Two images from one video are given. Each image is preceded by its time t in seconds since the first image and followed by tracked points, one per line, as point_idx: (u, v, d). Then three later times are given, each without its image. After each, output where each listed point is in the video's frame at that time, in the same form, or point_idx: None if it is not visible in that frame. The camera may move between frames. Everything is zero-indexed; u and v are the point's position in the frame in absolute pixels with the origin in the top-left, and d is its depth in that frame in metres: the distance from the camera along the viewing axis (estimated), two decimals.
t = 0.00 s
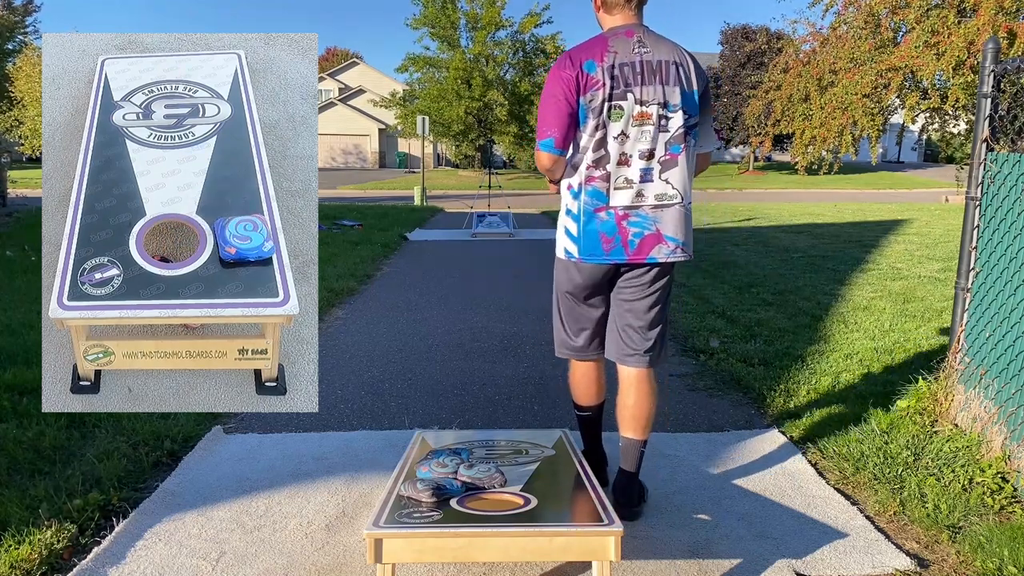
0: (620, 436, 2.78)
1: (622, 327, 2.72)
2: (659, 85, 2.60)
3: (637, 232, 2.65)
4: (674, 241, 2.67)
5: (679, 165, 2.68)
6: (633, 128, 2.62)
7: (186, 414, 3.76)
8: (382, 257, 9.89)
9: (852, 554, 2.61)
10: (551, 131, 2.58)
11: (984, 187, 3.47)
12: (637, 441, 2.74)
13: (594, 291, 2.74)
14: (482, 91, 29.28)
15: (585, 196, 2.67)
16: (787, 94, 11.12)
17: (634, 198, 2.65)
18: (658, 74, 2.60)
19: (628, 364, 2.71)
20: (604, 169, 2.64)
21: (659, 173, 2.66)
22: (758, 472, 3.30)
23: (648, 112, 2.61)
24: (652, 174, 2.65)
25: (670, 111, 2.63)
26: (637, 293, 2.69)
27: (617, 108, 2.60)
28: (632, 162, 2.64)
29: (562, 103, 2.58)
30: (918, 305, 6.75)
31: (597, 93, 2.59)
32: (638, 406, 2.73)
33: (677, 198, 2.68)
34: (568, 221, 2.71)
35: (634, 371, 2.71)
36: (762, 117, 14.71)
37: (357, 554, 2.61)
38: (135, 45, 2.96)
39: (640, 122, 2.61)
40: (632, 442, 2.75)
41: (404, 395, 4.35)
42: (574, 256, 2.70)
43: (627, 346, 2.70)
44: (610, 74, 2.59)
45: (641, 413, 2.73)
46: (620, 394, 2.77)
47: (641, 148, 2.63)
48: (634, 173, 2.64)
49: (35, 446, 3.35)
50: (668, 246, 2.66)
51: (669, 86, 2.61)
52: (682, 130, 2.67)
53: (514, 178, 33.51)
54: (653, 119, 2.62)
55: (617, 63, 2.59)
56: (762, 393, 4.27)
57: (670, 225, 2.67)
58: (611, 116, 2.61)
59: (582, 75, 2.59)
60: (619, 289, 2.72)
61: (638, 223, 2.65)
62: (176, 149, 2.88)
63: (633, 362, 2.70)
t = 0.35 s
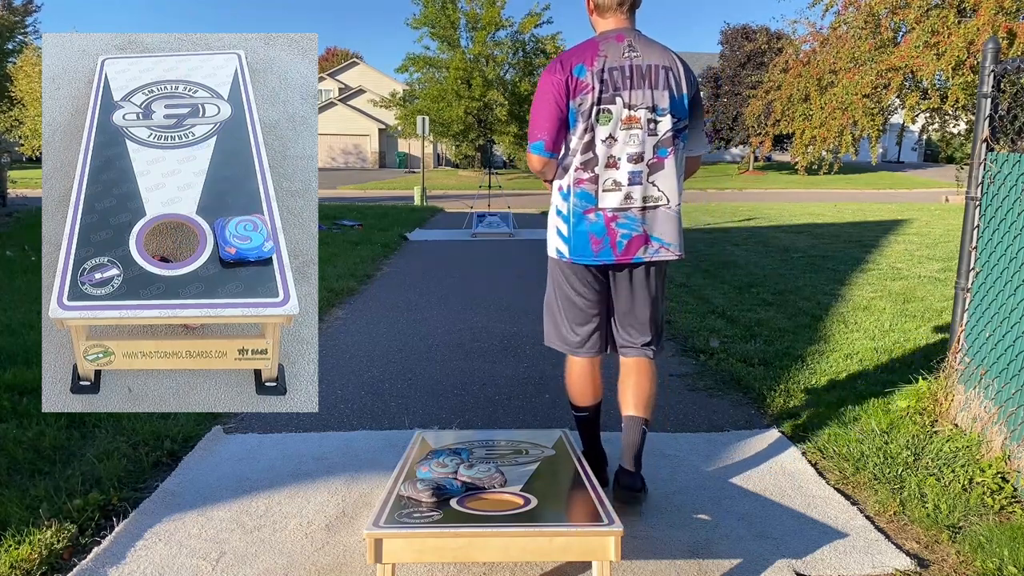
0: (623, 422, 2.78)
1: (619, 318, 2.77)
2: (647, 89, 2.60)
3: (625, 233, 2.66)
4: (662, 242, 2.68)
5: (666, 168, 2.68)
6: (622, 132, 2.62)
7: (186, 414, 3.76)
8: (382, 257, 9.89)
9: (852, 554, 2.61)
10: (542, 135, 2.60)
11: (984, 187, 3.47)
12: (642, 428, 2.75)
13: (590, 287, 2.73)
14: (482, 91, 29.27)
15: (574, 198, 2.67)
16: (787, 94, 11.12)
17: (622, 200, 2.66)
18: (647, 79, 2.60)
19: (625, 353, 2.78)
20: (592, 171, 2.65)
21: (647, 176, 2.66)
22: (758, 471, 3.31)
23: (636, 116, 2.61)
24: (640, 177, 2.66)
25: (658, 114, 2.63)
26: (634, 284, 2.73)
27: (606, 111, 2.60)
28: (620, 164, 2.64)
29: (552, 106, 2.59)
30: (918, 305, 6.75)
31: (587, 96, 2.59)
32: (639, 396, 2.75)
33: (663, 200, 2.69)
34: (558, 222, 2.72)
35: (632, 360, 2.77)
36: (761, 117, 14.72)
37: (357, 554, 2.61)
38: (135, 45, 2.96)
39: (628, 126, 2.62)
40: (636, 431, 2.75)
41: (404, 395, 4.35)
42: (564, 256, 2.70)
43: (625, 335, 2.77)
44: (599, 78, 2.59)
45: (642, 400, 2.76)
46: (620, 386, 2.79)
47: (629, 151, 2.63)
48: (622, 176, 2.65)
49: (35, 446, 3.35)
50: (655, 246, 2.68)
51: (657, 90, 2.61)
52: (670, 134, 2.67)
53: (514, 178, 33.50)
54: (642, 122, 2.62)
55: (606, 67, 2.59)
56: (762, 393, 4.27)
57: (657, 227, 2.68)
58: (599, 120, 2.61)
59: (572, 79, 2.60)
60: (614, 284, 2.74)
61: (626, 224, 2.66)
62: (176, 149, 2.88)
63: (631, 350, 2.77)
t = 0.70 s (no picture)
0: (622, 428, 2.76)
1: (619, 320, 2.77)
2: (650, 89, 2.60)
3: (626, 232, 2.66)
4: (663, 241, 2.68)
5: (668, 168, 2.68)
6: (624, 131, 2.62)
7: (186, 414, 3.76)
8: (381, 257, 9.89)
9: (852, 554, 2.61)
10: (543, 130, 2.60)
11: (984, 187, 3.48)
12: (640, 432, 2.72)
13: (590, 287, 2.73)
14: (482, 91, 29.28)
15: (576, 196, 2.67)
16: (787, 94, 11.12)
17: (623, 199, 2.66)
18: (649, 78, 2.60)
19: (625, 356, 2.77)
20: (594, 169, 2.64)
21: (648, 175, 2.66)
22: (757, 471, 3.31)
23: (638, 115, 2.61)
24: (641, 176, 2.65)
25: (661, 115, 2.63)
26: (635, 286, 2.73)
27: (607, 110, 2.60)
28: (622, 163, 2.64)
29: (554, 103, 2.59)
30: (918, 305, 6.75)
31: (589, 94, 2.59)
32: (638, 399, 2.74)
33: (664, 200, 2.69)
34: (560, 220, 2.72)
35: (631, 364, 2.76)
36: (762, 117, 14.73)
37: (357, 554, 2.61)
38: (135, 45, 2.96)
39: (631, 125, 2.62)
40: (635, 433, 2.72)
41: (404, 395, 4.35)
42: (566, 255, 2.70)
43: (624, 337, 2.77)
44: (602, 76, 2.59)
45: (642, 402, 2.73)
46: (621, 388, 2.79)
47: (630, 150, 2.63)
48: (624, 174, 2.65)
49: (35, 446, 3.35)
50: (655, 246, 2.68)
51: (660, 91, 2.61)
52: (672, 134, 2.66)
53: (514, 178, 33.51)
54: (644, 122, 2.62)
55: (609, 66, 2.59)
56: (762, 393, 4.27)
57: (658, 226, 2.68)
58: (601, 118, 2.61)
59: (574, 77, 2.60)
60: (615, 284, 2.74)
61: (627, 223, 2.66)
62: (176, 149, 2.88)
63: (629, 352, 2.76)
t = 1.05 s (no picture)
0: (621, 435, 2.80)
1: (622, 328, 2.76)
2: (658, 86, 2.60)
3: (628, 229, 2.64)
4: (665, 241, 2.66)
5: (673, 167, 2.66)
6: (629, 125, 2.61)
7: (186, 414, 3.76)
8: (382, 257, 9.89)
9: (852, 554, 2.61)
10: (547, 123, 2.63)
11: (984, 187, 3.47)
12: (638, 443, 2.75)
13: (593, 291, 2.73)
14: (482, 91, 29.28)
15: (579, 189, 2.67)
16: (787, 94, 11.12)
17: (627, 194, 2.64)
18: (657, 75, 2.60)
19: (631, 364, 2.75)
20: (598, 163, 2.64)
21: (653, 172, 2.64)
22: (757, 472, 3.31)
23: (645, 110, 2.60)
24: (646, 172, 2.63)
25: (668, 112, 2.62)
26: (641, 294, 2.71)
27: (614, 103, 2.61)
28: (627, 157, 2.62)
29: (558, 95, 2.61)
30: (918, 305, 6.75)
31: (595, 87, 2.60)
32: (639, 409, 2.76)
33: (667, 199, 2.67)
34: (563, 215, 2.72)
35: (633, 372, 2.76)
36: (762, 117, 14.74)
37: (357, 554, 2.61)
38: (135, 45, 2.96)
39: (637, 120, 2.61)
40: (633, 441, 2.76)
41: (404, 395, 4.35)
42: (568, 250, 2.70)
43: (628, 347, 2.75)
44: (609, 70, 2.60)
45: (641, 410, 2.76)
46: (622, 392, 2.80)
47: (636, 145, 2.62)
48: (629, 169, 2.63)
49: (35, 446, 3.35)
50: (658, 246, 2.65)
51: (668, 88, 2.61)
52: (679, 133, 2.65)
53: (514, 179, 33.50)
54: (650, 118, 2.61)
55: (616, 60, 2.61)
56: (762, 393, 4.27)
57: (661, 226, 2.66)
58: (607, 111, 2.61)
59: (580, 70, 2.62)
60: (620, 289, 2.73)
61: (631, 220, 2.64)
62: (176, 149, 2.88)
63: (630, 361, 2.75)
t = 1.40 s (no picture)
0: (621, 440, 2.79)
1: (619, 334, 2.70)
2: (667, 87, 2.60)
3: (611, 215, 2.63)
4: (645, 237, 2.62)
5: (669, 166, 2.63)
6: (631, 116, 2.62)
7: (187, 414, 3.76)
8: (382, 257, 9.89)
9: (852, 554, 2.61)
10: (552, 111, 2.78)
11: (984, 187, 3.47)
12: (637, 446, 2.75)
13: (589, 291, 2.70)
14: (482, 91, 29.27)
15: (571, 171, 2.70)
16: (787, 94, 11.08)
17: (616, 180, 2.62)
18: (669, 78, 2.61)
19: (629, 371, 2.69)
20: (593, 147, 2.65)
21: (647, 165, 2.62)
22: (757, 472, 3.31)
23: (649, 105, 2.61)
24: (638, 164, 2.61)
25: (672, 113, 2.61)
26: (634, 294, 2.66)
27: (619, 93, 2.63)
28: (622, 146, 2.62)
29: (568, 88, 2.75)
30: (919, 305, 6.75)
31: (603, 79, 2.66)
32: (639, 411, 2.74)
33: (656, 196, 2.63)
34: (556, 200, 2.77)
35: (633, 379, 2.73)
36: (762, 117, 14.74)
37: (357, 554, 2.61)
38: (135, 45, 2.96)
39: (639, 113, 2.61)
40: (631, 444, 2.76)
41: (404, 395, 4.35)
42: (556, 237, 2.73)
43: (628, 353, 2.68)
44: (620, 67, 2.66)
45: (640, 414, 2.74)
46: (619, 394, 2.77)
47: (634, 135, 2.61)
48: (621, 157, 2.62)
49: (35, 446, 3.35)
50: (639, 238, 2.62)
51: (677, 92, 2.61)
52: (680, 136, 2.63)
53: (513, 179, 33.49)
54: (653, 113, 2.61)
55: (630, 61, 2.65)
56: (762, 393, 4.27)
57: (645, 220, 2.63)
58: (610, 100, 2.63)
59: (592, 67, 2.71)
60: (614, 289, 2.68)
61: (615, 207, 2.63)
62: (176, 149, 2.88)
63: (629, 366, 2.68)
